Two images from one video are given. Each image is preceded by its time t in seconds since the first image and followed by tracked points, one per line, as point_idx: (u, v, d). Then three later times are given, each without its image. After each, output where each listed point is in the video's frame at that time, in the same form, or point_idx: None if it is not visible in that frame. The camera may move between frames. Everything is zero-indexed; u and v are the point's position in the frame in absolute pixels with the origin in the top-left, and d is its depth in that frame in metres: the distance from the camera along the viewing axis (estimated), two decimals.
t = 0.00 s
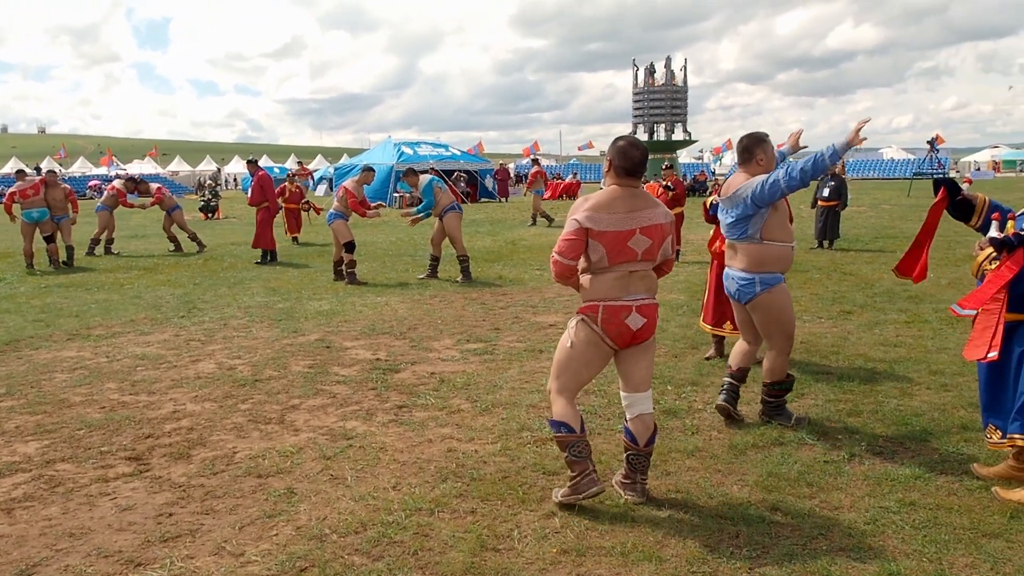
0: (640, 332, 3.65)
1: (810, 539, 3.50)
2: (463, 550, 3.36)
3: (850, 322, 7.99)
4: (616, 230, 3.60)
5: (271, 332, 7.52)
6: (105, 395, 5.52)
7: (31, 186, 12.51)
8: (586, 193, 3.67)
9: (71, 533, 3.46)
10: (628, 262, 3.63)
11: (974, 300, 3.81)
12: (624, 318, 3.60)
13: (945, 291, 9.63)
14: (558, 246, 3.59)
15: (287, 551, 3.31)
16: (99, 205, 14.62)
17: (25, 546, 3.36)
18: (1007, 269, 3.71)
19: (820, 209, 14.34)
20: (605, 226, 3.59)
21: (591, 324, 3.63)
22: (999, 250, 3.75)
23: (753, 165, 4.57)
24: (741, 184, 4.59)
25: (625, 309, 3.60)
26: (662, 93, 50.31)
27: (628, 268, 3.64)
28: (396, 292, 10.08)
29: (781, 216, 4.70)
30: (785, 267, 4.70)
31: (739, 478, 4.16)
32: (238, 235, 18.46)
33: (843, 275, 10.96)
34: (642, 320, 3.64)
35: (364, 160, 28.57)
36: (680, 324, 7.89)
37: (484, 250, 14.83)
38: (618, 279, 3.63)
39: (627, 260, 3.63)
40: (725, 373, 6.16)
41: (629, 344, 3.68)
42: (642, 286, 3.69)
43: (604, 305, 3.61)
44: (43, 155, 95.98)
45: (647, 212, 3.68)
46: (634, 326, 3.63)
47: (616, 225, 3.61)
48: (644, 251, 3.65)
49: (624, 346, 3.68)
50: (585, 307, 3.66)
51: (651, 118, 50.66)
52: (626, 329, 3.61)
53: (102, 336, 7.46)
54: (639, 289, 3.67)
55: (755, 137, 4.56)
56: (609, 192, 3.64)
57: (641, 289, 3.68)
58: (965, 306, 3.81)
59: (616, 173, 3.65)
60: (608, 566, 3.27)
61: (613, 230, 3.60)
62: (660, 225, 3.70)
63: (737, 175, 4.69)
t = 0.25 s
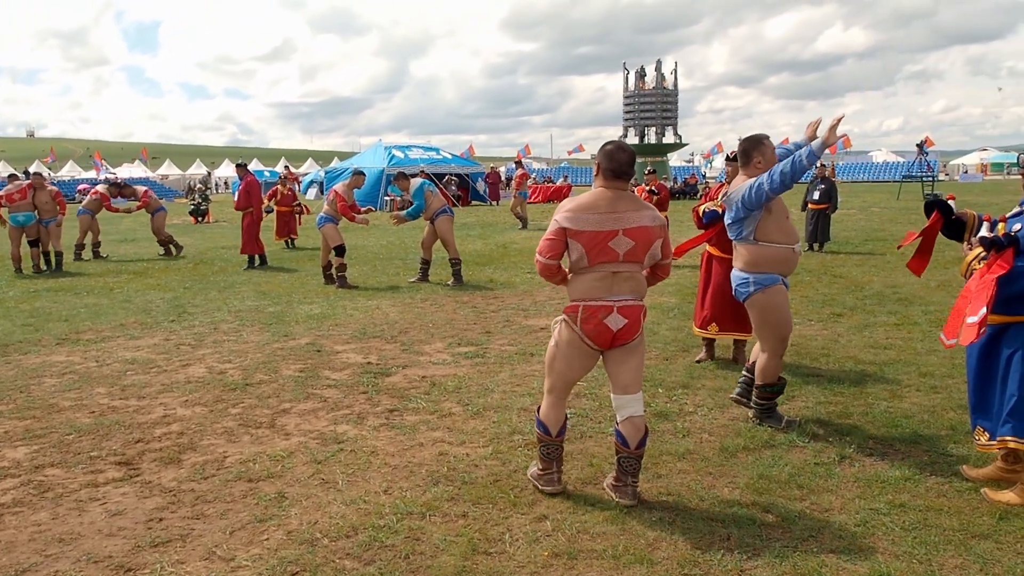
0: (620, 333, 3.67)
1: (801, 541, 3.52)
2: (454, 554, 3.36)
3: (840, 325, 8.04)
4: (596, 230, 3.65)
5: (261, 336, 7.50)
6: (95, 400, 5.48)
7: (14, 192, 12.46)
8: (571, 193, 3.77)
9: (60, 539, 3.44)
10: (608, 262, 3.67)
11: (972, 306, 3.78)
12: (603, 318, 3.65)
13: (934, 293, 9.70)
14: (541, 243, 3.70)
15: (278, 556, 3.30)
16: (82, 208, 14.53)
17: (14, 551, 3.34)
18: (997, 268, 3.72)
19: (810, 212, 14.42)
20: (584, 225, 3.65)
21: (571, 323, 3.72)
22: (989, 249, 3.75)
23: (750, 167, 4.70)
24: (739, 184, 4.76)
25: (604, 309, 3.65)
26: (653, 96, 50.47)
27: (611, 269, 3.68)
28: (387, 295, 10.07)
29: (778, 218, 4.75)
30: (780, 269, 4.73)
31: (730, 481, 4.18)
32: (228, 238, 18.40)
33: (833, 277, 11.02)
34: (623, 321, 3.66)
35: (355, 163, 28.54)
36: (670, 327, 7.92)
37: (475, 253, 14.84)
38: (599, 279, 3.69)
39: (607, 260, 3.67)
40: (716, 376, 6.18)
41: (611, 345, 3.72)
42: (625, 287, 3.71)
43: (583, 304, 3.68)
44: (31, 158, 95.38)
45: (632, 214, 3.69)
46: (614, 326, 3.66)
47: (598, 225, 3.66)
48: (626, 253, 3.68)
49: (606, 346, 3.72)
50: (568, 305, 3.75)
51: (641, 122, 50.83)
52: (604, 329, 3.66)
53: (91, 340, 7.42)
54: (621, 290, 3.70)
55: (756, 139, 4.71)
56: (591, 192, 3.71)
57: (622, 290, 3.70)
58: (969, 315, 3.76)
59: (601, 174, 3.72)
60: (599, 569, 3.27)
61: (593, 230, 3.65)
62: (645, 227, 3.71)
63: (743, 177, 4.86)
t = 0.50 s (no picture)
0: (591, 336, 3.77)
1: (794, 544, 3.53)
2: (447, 558, 3.36)
3: (832, 327, 8.08)
4: (564, 236, 3.75)
5: (253, 341, 7.48)
6: (86, 405, 5.46)
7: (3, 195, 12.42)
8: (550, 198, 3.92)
9: (51, 544, 3.42)
10: (578, 267, 3.77)
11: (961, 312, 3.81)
12: (573, 321, 3.77)
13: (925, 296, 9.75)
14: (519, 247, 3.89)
15: (270, 561, 3.29)
16: (66, 212, 14.43)
17: (5, 557, 3.32)
18: (985, 265, 3.75)
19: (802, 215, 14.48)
20: (554, 231, 3.78)
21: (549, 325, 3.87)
22: (979, 247, 3.79)
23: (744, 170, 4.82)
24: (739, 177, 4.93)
25: (574, 313, 3.76)
26: (645, 99, 50.61)
27: (582, 273, 3.78)
28: (379, 299, 10.06)
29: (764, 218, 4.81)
30: (756, 268, 4.84)
31: (722, 484, 4.19)
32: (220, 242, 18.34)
33: (825, 280, 11.07)
34: (593, 325, 3.75)
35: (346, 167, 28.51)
36: (662, 330, 7.94)
37: (467, 257, 14.84)
38: (570, 284, 3.80)
39: (577, 265, 3.77)
40: (708, 379, 6.20)
41: (587, 347, 3.81)
42: (597, 292, 3.78)
43: (557, 307, 3.81)
44: (21, 162, 94.87)
45: (603, 219, 3.75)
46: (584, 329, 3.76)
47: (567, 232, 3.76)
48: (596, 257, 3.74)
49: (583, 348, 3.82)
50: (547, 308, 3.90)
51: (633, 125, 50.98)
52: (575, 333, 3.77)
53: (82, 345, 7.38)
54: (593, 294, 3.78)
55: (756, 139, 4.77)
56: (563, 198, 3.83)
57: (594, 295, 3.78)
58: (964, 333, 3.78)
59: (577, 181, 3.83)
60: (592, 573, 3.27)
61: (562, 235, 3.76)
62: (616, 232, 3.75)
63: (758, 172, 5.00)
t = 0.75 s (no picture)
0: (562, 338, 3.85)
1: (789, 547, 3.53)
2: (443, 563, 3.35)
3: (827, 330, 8.10)
4: (533, 240, 3.89)
5: (248, 345, 7.47)
6: (80, 409, 5.44)
7: None
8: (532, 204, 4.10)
9: (46, 550, 3.41)
10: (548, 270, 3.88)
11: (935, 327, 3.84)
12: (544, 322, 3.88)
13: (919, 299, 9.78)
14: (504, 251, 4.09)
15: (265, 566, 3.28)
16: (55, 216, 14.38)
17: None
18: (980, 269, 3.76)
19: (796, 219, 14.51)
20: (526, 235, 3.93)
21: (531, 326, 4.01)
22: (973, 251, 3.81)
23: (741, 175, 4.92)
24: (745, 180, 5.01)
25: (545, 315, 3.87)
26: (639, 103, 50.70)
27: (553, 276, 3.88)
28: (374, 303, 10.05)
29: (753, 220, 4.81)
30: (739, 269, 4.84)
31: (718, 487, 4.20)
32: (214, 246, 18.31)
33: (819, 283, 11.11)
34: (562, 327, 3.83)
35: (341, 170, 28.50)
36: (657, 334, 7.95)
37: (462, 260, 14.85)
38: (544, 286, 3.91)
39: (546, 268, 3.88)
40: (703, 382, 6.21)
41: (561, 348, 3.89)
42: (568, 295, 3.86)
43: (534, 309, 3.95)
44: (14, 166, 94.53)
45: (568, 223, 3.83)
46: (555, 331, 3.86)
47: (536, 236, 3.89)
48: (561, 260, 3.83)
49: (558, 349, 3.90)
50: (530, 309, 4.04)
51: (628, 129, 51.09)
52: (547, 334, 3.88)
53: (76, 349, 7.36)
54: (565, 297, 3.87)
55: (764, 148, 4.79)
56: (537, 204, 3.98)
57: (565, 297, 3.87)
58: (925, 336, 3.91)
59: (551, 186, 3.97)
60: None
61: (532, 240, 3.90)
62: (580, 235, 3.81)
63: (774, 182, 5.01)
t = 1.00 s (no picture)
0: (536, 335, 3.88)
1: (789, 548, 3.53)
2: (442, 564, 3.35)
3: (826, 331, 8.10)
4: (515, 236, 3.98)
5: (248, 346, 7.47)
6: (79, 411, 5.43)
7: None
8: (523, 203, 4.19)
9: (45, 551, 3.40)
10: (527, 267, 3.94)
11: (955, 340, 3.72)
12: (521, 318, 3.94)
13: (919, 300, 9.78)
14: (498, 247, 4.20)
15: (264, 568, 3.28)
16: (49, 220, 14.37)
17: None
18: (985, 275, 3.71)
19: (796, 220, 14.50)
20: (509, 232, 4.02)
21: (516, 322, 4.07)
22: (976, 255, 3.78)
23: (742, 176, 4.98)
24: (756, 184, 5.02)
25: (523, 311, 3.93)
26: (639, 104, 50.71)
27: (532, 273, 3.94)
28: (374, 304, 10.05)
29: (735, 218, 4.86)
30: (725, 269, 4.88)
31: (718, 488, 4.20)
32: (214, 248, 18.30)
33: (819, 285, 11.11)
34: (536, 324, 3.87)
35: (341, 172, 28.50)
36: (657, 335, 7.95)
37: (462, 261, 14.85)
38: (525, 283, 3.98)
39: (525, 265, 3.95)
40: (703, 383, 6.21)
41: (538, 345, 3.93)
42: (545, 292, 3.90)
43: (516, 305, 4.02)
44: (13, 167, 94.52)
45: (545, 221, 3.89)
46: (530, 327, 3.90)
47: (517, 233, 3.98)
48: (538, 258, 3.89)
49: (538, 346, 3.94)
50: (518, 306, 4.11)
51: (627, 130, 51.11)
52: (524, 330, 3.93)
53: (76, 350, 7.35)
54: (542, 294, 3.91)
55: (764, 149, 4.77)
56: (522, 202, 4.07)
57: (541, 295, 3.91)
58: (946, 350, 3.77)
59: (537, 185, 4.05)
60: None
61: (514, 236, 3.99)
62: (554, 233, 3.85)
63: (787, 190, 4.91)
